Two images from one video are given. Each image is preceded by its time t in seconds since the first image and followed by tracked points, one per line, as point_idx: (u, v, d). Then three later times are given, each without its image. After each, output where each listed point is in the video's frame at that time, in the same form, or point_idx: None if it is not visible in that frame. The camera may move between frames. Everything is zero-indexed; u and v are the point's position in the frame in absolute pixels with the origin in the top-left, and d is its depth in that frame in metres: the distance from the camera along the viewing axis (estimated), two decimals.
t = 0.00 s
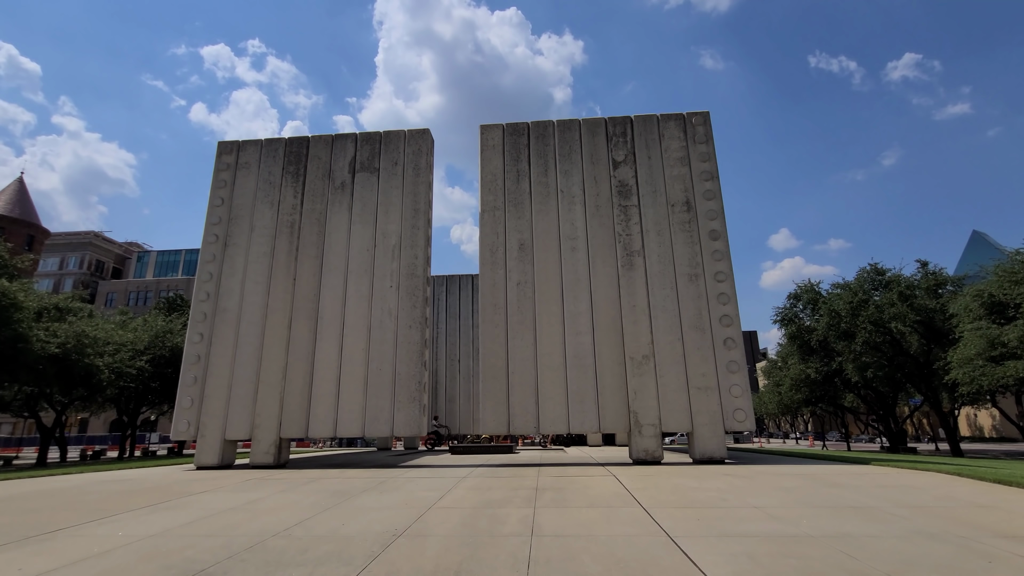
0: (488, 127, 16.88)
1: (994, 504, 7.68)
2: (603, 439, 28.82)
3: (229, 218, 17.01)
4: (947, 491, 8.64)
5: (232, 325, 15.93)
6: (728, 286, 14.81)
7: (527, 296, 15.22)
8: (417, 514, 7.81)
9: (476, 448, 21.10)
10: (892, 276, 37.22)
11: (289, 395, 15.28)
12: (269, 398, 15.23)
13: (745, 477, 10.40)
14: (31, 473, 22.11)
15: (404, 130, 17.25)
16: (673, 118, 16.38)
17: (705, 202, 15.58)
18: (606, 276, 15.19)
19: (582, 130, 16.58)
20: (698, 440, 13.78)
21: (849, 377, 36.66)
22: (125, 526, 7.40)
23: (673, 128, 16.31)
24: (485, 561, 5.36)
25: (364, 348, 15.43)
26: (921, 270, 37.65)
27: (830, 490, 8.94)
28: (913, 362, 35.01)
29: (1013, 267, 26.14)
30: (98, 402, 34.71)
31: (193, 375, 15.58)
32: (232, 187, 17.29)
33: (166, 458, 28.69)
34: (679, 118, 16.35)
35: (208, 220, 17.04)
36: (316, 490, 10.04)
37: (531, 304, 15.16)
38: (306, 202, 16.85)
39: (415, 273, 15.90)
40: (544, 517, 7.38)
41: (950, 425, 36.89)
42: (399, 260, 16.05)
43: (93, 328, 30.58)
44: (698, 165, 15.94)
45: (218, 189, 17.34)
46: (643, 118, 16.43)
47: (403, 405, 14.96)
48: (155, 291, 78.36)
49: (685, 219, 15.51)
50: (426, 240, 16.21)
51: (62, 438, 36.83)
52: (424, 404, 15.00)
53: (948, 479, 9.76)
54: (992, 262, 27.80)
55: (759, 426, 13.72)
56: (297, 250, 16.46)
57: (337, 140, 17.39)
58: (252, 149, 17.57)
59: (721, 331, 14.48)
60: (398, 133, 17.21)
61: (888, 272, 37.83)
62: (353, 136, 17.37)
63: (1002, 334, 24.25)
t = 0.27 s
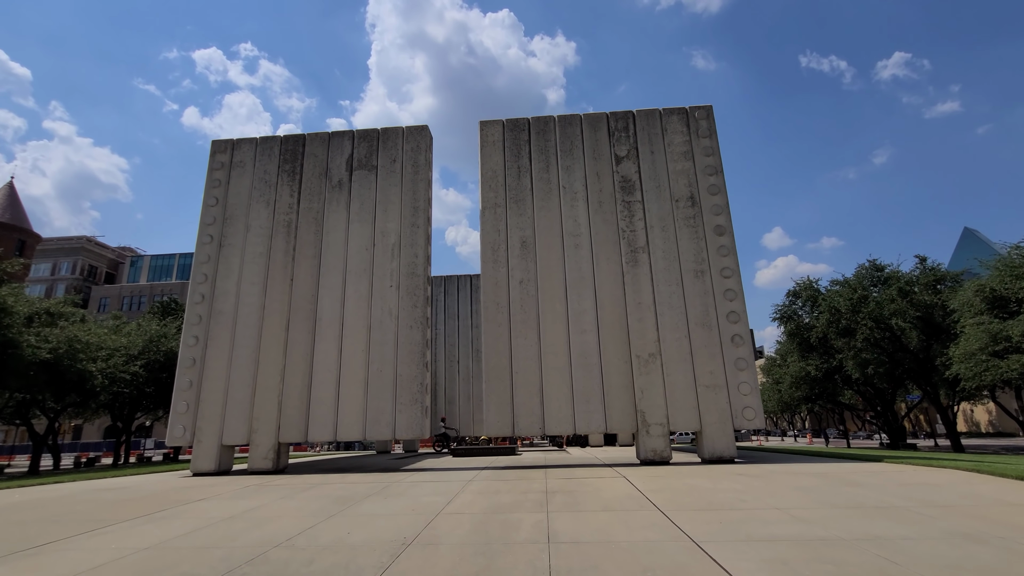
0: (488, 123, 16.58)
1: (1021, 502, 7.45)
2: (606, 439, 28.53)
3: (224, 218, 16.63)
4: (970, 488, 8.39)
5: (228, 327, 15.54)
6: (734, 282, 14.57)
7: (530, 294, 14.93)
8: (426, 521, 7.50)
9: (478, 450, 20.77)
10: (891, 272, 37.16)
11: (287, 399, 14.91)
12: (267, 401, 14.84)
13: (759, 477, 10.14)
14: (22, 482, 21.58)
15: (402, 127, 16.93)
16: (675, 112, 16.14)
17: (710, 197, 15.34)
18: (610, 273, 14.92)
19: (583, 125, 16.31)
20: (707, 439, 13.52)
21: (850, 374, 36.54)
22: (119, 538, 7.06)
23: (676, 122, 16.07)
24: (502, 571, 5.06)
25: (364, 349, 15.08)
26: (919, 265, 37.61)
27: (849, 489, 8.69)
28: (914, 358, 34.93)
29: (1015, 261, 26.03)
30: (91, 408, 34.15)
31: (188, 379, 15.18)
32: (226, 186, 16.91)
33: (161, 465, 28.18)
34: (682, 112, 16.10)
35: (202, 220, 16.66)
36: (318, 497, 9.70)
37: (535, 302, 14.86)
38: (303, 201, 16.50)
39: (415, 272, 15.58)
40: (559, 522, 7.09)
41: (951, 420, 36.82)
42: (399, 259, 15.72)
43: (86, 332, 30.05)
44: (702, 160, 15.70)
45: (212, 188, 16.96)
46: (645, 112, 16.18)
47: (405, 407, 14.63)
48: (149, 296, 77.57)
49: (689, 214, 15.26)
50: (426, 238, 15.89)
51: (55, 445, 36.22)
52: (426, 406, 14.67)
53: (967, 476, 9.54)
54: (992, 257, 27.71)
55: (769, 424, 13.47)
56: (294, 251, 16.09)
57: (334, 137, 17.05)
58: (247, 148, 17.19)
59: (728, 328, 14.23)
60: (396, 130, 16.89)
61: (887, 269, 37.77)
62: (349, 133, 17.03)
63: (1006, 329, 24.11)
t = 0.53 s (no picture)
0: (488, 117, 16.25)
1: None
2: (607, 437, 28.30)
3: (218, 217, 16.23)
4: (993, 485, 8.16)
5: (224, 328, 15.17)
6: (741, 276, 14.31)
7: (533, 291, 14.63)
8: (434, 527, 7.19)
9: (479, 450, 20.46)
10: (891, 267, 37.09)
11: (285, 401, 14.56)
12: (264, 404, 14.49)
13: (772, 476, 9.88)
14: (14, 489, 21.08)
15: (400, 122, 16.58)
16: (678, 104, 15.86)
17: (714, 191, 15.08)
18: (614, 269, 14.64)
19: (585, 118, 16.02)
20: (715, 437, 13.26)
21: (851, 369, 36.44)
22: (112, 549, 6.71)
23: (679, 114, 15.79)
24: None
25: (364, 349, 14.74)
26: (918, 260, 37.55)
27: (869, 487, 8.43)
28: (914, 353, 34.86)
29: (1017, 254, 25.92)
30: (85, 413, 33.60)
31: (183, 382, 14.79)
32: (220, 184, 16.52)
33: (157, 469, 27.71)
34: (685, 105, 15.83)
35: (196, 219, 16.26)
36: (319, 502, 9.37)
37: (537, 299, 14.56)
38: (299, 198, 16.13)
39: (415, 270, 15.26)
40: (573, 527, 6.80)
41: (951, 414, 36.80)
42: (398, 257, 15.39)
43: (78, 335, 29.51)
44: (706, 153, 15.44)
45: (205, 186, 16.55)
46: (647, 105, 15.90)
47: (406, 407, 14.30)
48: (143, 298, 76.79)
49: (694, 208, 14.99)
50: (426, 235, 15.56)
51: (48, 450, 35.64)
52: (428, 406, 14.36)
53: (987, 472, 9.31)
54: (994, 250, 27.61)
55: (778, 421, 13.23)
56: (290, 249, 15.73)
57: (330, 133, 16.68)
58: (241, 145, 16.81)
59: (735, 323, 13.98)
60: (394, 125, 16.54)
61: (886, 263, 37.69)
62: (346, 129, 16.67)
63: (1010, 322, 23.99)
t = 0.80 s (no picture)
0: (482, 110, 15.89)
1: None
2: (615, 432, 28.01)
3: (211, 223, 15.84)
4: None
5: (221, 337, 14.78)
6: (748, 261, 13.99)
7: (537, 285, 14.29)
8: (448, 532, 6.85)
9: (486, 450, 20.09)
10: (892, 248, 36.88)
11: (287, 408, 14.19)
12: (266, 412, 14.11)
13: (795, 463, 9.56)
14: (14, 511, 20.64)
15: (393, 119, 16.21)
16: (677, 89, 15.53)
17: (717, 175, 14.76)
18: (619, 259, 14.30)
19: (582, 107, 15.67)
20: (730, 426, 12.92)
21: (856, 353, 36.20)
22: (111, 571, 6.36)
23: (678, 99, 15.46)
24: None
25: (366, 352, 14.38)
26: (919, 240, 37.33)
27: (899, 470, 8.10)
28: (920, 334, 34.64)
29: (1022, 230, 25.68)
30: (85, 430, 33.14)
31: (182, 393, 14.41)
32: (211, 189, 16.13)
33: (160, 484, 27.27)
34: (684, 89, 15.50)
35: (188, 226, 15.86)
36: (327, 511, 9.02)
37: (542, 293, 14.22)
38: (293, 200, 15.75)
39: (415, 268, 14.89)
40: (596, 526, 6.46)
41: (959, 394, 36.58)
42: (397, 256, 15.03)
43: (75, 352, 29.05)
44: (707, 137, 15.11)
45: (196, 193, 16.16)
46: (645, 90, 15.57)
47: (412, 410, 13.95)
48: (139, 312, 76.20)
49: (698, 194, 14.67)
50: (425, 233, 15.20)
51: (50, 469, 35.15)
52: (434, 408, 14.00)
53: (1017, 450, 8.99)
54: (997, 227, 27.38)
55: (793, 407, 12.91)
56: (286, 253, 15.35)
57: (322, 133, 16.30)
58: (231, 149, 16.41)
59: (745, 309, 13.65)
60: (387, 122, 16.16)
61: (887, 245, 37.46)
62: (338, 128, 16.29)
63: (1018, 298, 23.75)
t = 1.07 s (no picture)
0: (490, 103, 15.52)
1: None
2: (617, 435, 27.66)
3: (210, 214, 15.48)
4: None
5: (219, 331, 14.42)
6: (761, 263, 13.62)
7: (543, 284, 13.94)
8: (453, 540, 6.50)
9: (487, 451, 19.73)
10: (898, 253, 36.52)
11: (286, 405, 13.84)
12: (264, 409, 13.75)
13: (811, 472, 9.20)
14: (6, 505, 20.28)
15: (399, 111, 15.85)
16: (689, 85, 15.17)
17: (730, 173, 14.39)
18: (628, 258, 13.95)
19: (592, 102, 15.31)
20: (741, 431, 12.57)
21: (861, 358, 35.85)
22: None
23: (691, 95, 15.10)
24: None
25: (367, 349, 14.02)
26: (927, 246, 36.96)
27: (923, 481, 7.74)
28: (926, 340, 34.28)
29: None
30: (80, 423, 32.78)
31: (178, 388, 14.06)
32: (212, 180, 15.76)
33: (155, 479, 26.91)
34: (697, 85, 15.13)
35: (187, 217, 15.49)
36: (325, 514, 8.67)
37: (548, 292, 13.87)
38: (295, 192, 15.39)
39: (419, 264, 14.53)
40: (609, 537, 6.11)
41: (964, 401, 36.22)
42: (400, 252, 14.67)
43: (71, 344, 28.69)
44: (720, 135, 14.75)
45: (196, 183, 15.80)
46: (657, 86, 15.20)
47: (413, 409, 13.60)
48: (139, 305, 75.84)
49: (710, 192, 14.30)
50: (429, 228, 14.85)
51: (45, 462, 34.81)
52: (436, 407, 13.65)
53: None
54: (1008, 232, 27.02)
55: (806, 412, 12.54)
56: (287, 246, 14.99)
57: (325, 124, 15.93)
58: (232, 139, 16.05)
59: (757, 312, 13.28)
60: (392, 114, 15.80)
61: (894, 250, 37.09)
62: (342, 119, 15.92)
63: None
